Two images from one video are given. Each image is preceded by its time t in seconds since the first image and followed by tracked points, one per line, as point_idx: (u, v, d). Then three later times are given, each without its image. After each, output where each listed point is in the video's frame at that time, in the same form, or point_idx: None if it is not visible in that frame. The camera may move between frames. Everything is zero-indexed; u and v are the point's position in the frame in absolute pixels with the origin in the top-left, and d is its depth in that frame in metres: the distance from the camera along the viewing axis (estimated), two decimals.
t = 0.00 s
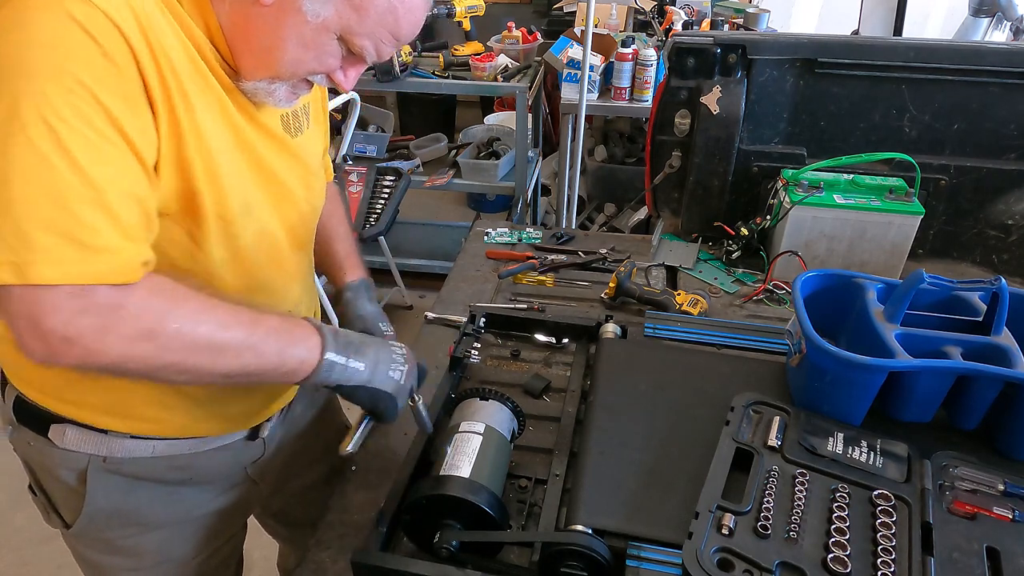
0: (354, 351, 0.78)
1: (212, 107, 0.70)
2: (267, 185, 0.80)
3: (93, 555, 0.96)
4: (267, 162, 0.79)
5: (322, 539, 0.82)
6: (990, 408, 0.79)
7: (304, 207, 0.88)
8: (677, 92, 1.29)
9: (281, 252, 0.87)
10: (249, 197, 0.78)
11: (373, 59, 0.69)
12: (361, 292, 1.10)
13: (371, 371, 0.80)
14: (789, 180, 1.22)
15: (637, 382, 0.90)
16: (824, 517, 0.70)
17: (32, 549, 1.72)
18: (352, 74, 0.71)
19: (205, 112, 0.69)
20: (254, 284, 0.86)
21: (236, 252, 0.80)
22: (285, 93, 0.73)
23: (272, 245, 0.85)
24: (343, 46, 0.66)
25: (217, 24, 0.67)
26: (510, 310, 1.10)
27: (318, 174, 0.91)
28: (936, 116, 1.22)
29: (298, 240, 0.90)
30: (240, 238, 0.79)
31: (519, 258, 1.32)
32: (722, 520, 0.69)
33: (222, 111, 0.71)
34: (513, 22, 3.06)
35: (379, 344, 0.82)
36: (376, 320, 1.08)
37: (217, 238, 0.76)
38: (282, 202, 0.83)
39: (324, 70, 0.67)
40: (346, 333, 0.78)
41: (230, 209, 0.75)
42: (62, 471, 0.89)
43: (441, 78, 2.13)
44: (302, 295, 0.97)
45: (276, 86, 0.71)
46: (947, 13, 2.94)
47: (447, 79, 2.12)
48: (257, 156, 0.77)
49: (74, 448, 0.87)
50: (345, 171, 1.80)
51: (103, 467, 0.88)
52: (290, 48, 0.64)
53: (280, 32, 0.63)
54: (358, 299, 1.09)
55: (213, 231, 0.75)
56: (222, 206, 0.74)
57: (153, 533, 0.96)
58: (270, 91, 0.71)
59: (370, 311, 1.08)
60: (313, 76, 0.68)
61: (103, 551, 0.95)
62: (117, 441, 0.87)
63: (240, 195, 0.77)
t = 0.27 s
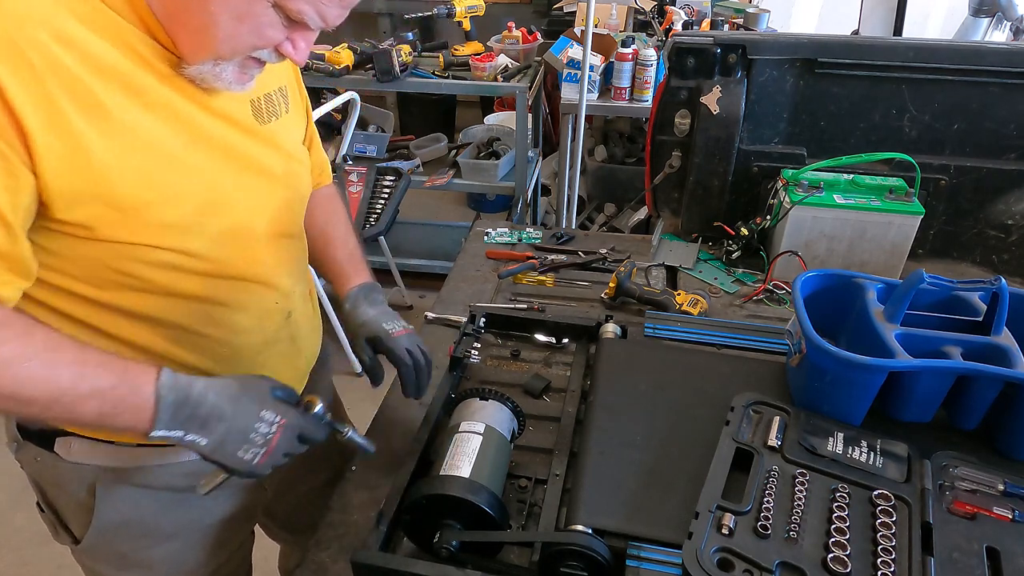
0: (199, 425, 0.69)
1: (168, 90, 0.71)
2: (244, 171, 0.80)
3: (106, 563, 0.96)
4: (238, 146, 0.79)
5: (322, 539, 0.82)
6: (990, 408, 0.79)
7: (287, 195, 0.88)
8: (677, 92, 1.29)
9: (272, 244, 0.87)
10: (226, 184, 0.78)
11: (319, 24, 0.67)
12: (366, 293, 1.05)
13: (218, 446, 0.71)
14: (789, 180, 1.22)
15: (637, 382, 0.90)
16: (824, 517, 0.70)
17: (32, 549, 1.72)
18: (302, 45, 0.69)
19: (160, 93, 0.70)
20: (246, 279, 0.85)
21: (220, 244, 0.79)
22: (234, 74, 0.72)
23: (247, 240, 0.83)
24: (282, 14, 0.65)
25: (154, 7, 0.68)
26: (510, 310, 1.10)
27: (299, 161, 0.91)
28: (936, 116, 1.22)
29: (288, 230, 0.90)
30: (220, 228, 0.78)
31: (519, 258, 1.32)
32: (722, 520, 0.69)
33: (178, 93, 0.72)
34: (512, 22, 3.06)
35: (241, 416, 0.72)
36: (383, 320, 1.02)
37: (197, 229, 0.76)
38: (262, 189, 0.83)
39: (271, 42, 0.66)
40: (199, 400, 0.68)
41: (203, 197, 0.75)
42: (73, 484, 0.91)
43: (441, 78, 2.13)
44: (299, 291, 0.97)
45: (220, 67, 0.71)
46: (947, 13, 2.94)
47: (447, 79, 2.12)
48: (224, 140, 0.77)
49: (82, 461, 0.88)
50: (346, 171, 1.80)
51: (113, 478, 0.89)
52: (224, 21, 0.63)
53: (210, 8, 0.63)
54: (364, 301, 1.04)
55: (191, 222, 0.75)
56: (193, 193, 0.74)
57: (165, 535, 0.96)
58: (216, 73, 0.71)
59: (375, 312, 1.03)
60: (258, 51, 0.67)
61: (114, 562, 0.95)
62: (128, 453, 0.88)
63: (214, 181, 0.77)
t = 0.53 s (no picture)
0: (60, 482, 0.69)
1: (85, 102, 0.70)
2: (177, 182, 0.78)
3: None
4: (170, 155, 0.76)
5: (322, 539, 0.82)
6: (990, 408, 0.79)
7: (240, 204, 0.84)
8: (677, 92, 1.29)
9: (221, 257, 0.83)
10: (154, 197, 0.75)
11: None
12: (388, 366, 0.98)
13: (79, 504, 0.70)
14: (789, 180, 1.22)
15: (637, 382, 0.90)
16: (824, 516, 0.70)
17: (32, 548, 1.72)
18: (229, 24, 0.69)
19: (76, 106, 0.69)
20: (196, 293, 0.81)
21: (153, 260, 0.76)
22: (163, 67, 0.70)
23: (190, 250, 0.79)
24: None
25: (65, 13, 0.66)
26: (510, 310, 1.10)
27: (262, 166, 0.87)
28: (936, 116, 1.23)
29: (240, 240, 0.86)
30: (153, 243, 0.75)
31: (519, 258, 1.32)
32: (722, 520, 0.69)
33: (97, 106, 0.71)
34: (513, 22, 3.06)
35: (107, 478, 0.70)
36: (406, 401, 0.94)
37: (123, 246, 0.73)
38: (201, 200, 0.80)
39: (189, 25, 0.66)
40: (62, 455, 0.69)
41: (128, 212, 0.73)
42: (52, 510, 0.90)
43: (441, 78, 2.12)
44: (267, 306, 0.93)
45: (146, 62, 0.68)
46: (947, 13, 2.94)
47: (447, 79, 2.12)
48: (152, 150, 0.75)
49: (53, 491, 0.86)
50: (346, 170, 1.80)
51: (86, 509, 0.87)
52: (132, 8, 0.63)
53: None
54: (383, 376, 0.97)
55: (116, 240, 0.72)
56: (116, 207, 0.72)
57: (164, 537, 0.95)
58: (142, 67, 0.69)
59: (396, 394, 0.95)
60: (177, 36, 0.67)
61: None
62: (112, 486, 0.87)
63: (141, 194, 0.74)
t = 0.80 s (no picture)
0: None
1: (19, 114, 0.69)
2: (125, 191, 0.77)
3: None
4: (115, 163, 0.75)
5: (322, 539, 0.82)
6: (990, 408, 0.79)
7: (196, 210, 0.83)
8: (677, 92, 1.29)
9: (178, 266, 0.82)
10: (99, 207, 0.74)
11: None
12: (393, 371, 0.98)
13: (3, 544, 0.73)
14: (789, 180, 1.22)
15: (637, 382, 0.90)
16: (824, 516, 0.70)
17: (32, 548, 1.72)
18: None
19: (11, 119, 0.69)
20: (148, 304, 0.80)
21: (99, 273, 0.75)
22: (99, 57, 0.70)
23: (140, 260, 0.78)
24: None
25: None
26: (510, 310, 1.10)
27: (221, 168, 0.85)
28: (936, 116, 1.22)
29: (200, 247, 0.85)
30: (98, 255, 0.74)
31: (519, 258, 1.32)
32: (722, 520, 0.69)
33: (31, 118, 0.70)
34: (513, 22, 3.06)
35: (26, 519, 0.72)
36: (411, 407, 0.94)
37: (64, 260, 0.72)
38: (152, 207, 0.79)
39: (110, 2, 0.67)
40: None
41: (69, 225, 0.72)
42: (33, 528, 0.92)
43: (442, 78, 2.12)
44: (236, 317, 0.91)
45: (79, 52, 0.68)
46: (947, 12, 2.94)
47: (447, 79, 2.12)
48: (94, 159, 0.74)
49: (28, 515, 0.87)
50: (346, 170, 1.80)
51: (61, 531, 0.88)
52: None
53: None
54: (387, 381, 0.97)
55: (56, 253, 0.72)
56: (56, 220, 0.71)
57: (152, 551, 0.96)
58: (77, 59, 0.68)
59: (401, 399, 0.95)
60: (98, 16, 0.67)
61: None
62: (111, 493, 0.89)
63: (85, 205, 0.73)
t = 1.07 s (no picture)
0: None
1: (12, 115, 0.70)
2: (121, 191, 0.77)
3: None
4: (110, 163, 0.76)
5: (322, 539, 0.82)
6: (990, 408, 0.79)
7: (193, 211, 0.83)
8: (677, 92, 1.29)
9: (172, 268, 0.82)
10: (93, 208, 0.75)
11: None
12: (388, 374, 0.98)
13: None
14: (789, 180, 1.22)
15: (637, 382, 0.90)
16: (824, 516, 0.70)
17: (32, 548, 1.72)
18: None
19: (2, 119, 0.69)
20: (140, 306, 0.80)
21: (88, 274, 0.75)
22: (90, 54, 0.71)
23: (134, 261, 0.78)
24: None
25: None
26: (510, 310, 1.10)
27: (220, 168, 0.86)
28: (936, 116, 1.22)
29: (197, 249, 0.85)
30: (89, 256, 0.75)
31: (519, 258, 1.32)
32: (722, 520, 0.69)
33: (24, 118, 0.71)
34: (513, 22, 3.06)
35: None
36: (407, 412, 0.93)
37: (56, 260, 0.73)
38: (148, 208, 0.79)
39: None
40: None
41: (60, 225, 0.72)
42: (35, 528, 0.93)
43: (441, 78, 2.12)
44: (230, 322, 0.90)
45: (70, 48, 0.69)
46: (947, 12, 2.94)
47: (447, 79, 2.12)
48: (88, 159, 0.74)
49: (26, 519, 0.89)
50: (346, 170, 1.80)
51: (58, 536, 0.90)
52: None
53: None
54: (383, 386, 0.97)
55: (44, 255, 0.72)
56: (46, 221, 0.72)
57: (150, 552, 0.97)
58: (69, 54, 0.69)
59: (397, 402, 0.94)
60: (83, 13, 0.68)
61: None
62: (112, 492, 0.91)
63: (78, 206, 0.74)
